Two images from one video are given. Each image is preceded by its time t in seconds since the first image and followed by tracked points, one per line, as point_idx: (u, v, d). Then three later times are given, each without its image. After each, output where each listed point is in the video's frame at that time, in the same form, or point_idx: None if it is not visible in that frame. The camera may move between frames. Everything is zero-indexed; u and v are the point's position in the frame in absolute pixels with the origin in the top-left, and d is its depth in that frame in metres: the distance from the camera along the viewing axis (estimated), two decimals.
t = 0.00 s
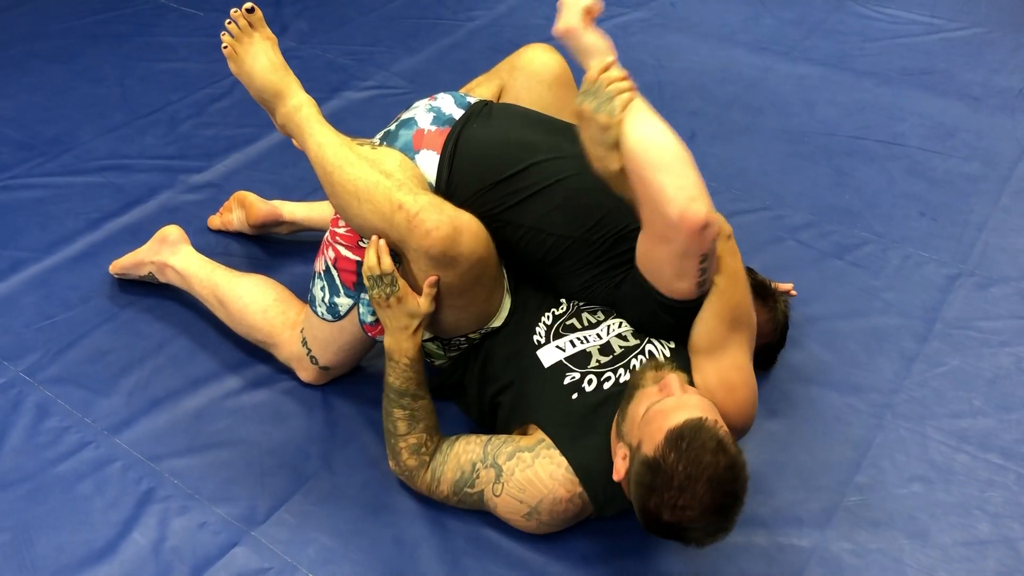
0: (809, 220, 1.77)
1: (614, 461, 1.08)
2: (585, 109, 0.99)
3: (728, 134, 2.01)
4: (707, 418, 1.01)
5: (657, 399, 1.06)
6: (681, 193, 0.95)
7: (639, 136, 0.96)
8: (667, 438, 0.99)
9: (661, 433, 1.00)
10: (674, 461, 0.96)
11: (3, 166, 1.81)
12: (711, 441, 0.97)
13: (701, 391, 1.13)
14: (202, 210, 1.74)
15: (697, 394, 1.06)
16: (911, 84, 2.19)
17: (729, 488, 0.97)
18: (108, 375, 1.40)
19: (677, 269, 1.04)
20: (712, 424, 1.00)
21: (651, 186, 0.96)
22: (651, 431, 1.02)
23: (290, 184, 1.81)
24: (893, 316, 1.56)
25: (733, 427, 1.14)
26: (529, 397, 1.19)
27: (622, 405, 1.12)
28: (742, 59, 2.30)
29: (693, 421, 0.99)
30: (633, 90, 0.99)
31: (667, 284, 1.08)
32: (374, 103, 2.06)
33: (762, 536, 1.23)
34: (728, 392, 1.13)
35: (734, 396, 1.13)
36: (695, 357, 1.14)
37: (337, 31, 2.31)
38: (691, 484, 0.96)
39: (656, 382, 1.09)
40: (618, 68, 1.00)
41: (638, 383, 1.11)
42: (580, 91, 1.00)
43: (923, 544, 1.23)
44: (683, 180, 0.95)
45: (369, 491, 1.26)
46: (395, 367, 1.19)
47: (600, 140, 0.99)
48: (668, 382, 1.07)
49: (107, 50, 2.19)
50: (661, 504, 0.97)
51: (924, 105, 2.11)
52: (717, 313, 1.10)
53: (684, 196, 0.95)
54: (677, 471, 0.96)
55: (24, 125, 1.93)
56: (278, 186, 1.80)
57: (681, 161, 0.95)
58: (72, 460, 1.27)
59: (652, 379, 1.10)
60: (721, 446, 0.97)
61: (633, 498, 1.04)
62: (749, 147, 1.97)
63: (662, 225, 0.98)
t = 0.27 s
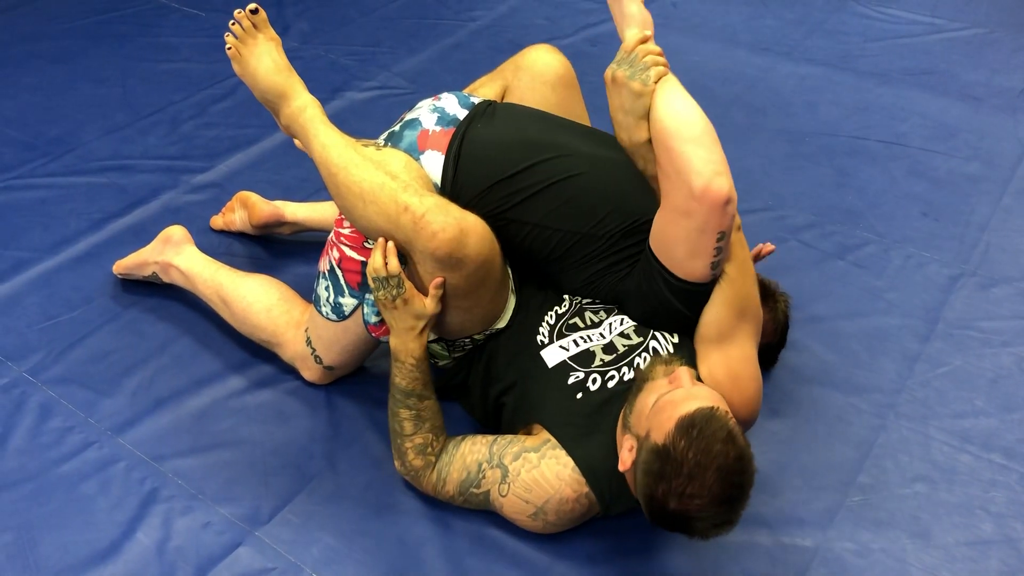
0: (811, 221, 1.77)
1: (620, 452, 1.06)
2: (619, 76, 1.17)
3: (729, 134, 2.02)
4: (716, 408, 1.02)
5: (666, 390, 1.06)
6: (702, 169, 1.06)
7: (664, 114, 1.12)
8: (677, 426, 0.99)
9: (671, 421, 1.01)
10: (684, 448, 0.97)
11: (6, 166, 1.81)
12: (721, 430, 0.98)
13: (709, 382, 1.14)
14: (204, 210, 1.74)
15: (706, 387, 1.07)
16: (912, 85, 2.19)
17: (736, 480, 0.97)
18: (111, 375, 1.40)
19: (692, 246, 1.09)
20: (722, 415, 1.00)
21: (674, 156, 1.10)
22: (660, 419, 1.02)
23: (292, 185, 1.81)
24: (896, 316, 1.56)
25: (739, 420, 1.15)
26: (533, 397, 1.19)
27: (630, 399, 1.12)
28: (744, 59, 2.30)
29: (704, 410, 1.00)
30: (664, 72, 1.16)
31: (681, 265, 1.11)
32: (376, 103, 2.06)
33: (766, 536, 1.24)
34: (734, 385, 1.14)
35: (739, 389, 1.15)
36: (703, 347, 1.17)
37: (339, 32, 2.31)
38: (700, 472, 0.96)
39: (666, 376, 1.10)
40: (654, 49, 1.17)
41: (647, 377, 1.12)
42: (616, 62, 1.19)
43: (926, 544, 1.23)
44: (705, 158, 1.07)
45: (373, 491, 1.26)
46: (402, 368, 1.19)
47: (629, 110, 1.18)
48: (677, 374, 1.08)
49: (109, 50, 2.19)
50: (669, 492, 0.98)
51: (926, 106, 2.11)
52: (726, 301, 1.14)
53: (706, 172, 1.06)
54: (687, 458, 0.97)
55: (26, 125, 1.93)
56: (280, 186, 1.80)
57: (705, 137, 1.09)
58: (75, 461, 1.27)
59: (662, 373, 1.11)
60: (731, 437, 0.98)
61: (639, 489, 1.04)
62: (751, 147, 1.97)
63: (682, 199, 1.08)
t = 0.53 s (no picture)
0: (810, 220, 1.77)
1: (615, 456, 1.08)
2: (634, 67, 1.18)
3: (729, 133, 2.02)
4: (709, 416, 1.01)
5: (660, 396, 1.06)
6: (713, 164, 1.06)
7: (675, 108, 1.13)
8: (670, 434, 0.99)
9: (665, 428, 1.00)
10: (676, 457, 0.97)
11: (5, 166, 1.81)
12: (714, 439, 0.97)
13: (708, 383, 1.15)
14: (204, 210, 1.74)
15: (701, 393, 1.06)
16: (911, 84, 2.19)
17: (729, 489, 0.97)
18: (111, 375, 1.40)
19: (699, 241, 1.08)
20: (715, 423, 0.99)
21: (685, 150, 1.09)
22: (654, 427, 1.02)
23: (291, 185, 1.81)
24: (895, 316, 1.56)
25: (736, 421, 1.16)
26: (529, 398, 1.19)
27: (625, 403, 1.12)
28: (743, 59, 2.30)
29: (697, 419, 0.99)
30: (677, 70, 1.18)
31: (686, 259, 1.10)
32: (376, 103, 2.06)
33: (766, 536, 1.24)
34: (732, 385, 1.15)
35: (737, 390, 1.15)
36: (702, 346, 1.17)
37: (338, 32, 2.31)
38: (692, 481, 0.96)
39: (661, 380, 1.09)
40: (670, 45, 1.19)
41: (642, 380, 1.12)
42: (631, 53, 1.20)
43: (925, 543, 1.23)
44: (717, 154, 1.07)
45: (372, 490, 1.26)
46: (396, 368, 1.19)
47: (642, 101, 1.20)
48: (672, 379, 1.08)
49: (108, 50, 2.20)
50: (661, 500, 0.98)
51: (925, 105, 2.11)
52: (726, 300, 1.14)
53: (717, 167, 1.05)
54: (678, 468, 0.96)
55: (26, 126, 1.93)
56: (280, 186, 1.80)
57: (716, 133, 1.09)
58: (75, 461, 1.27)
59: (657, 378, 1.10)
60: (724, 445, 0.97)
61: (633, 495, 1.04)
62: (751, 147, 1.97)
63: (691, 193, 1.07)
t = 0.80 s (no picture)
0: (809, 219, 1.76)
1: (619, 459, 1.07)
2: (636, 78, 1.18)
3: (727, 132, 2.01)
4: (715, 419, 1.00)
5: (665, 398, 1.05)
6: (728, 167, 1.06)
7: (682, 115, 1.13)
8: (677, 439, 0.98)
9: (671, 432, 1.00)
10: (684, 462, 0.96)
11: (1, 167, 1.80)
12: (721, 442, 0.96)
13: (713, 384, 1.13)
14: (200, 210, 1.74)
15: (706, 395, 1.06)
16: (910, 83, 2.19)
17: (737, 491, 0.96)
18: (106, 376, 1.39)
19: (715, 243, 1.08)
20: (722, 426, 0.99)
21: (697, 154, 1.10)
22: (659, 430, 1.01)
23: (288, 184, 1.81)
24: (894, 315, 1.56)
25: (737, 423, 1.15)
26: (531, 398, 1.19)
27: (627, 403, 1.11)
28: (741, 57, 2.29)
29: (704, 422, 0.99)
30: (679, 75, 1.18)
31: (701, 262, 1.10)
32: (373, 102, 2.05)
33: (764, 536, 1.23)
34: (735, 387, 1.14)
35: (739, 392, 1.14)
36: (707, 345, 1.16)
37: (335, 31, 2.30)
38: (700, 485, 0.95)
39: (664, 381, 1.08)
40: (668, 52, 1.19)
41: (645, 382, 1.10)
42: (630, 64, 1.20)
43: (925, 544, 1.22)
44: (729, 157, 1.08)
45: (369, 492, 1.25)
46: (395, 369, 1.18)
47: (647, 110, 1.19)
48: (677, 381, 1.07)
49: (104, 50, 2.19)
50: (668, 504, 0.98)
51: (924, 103, 2.11)
52: (735, 303, 1.14)
53: (732, 169, 1.06)
54: (686, 473, 0.96)
55: (21, 125, 1.92)
56: (276, 186, 1.80)
57: (725, 136, 1.10)
58: (70, 462, 1.26)
59: (660, 378, 1.09)
60: (731, 448, 0.96)
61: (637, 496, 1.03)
62: (749, 145, 1.97)
63: (707, 196, 1.07)
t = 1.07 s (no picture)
0: (806, 219, 1.76)
1: (618, 459, 1.07)
2: (635, 88, 1.19)
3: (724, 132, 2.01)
4: (715, 419, 1.00)
5: (664, 399, 1.05)
6: (732, 173, 1.07)
7: (683, 122, 1.14)
8: (676, 439, 0.98)
9: (671, 432, 1.00)
10: (683, 462, 0.96)
11: None
12: (721, 443, 0.97)
13: (712, 384, 1.13)
14: (198, 211, 1.74)
15: (705, 395, 1.06)
16: (906, 82, 2.19)
17: (737, 492, 0.97)
18: (105, 377, 1.39)
19: (721, 249, 1.08)
20: (721, 426, 0.99)
21: (702, 162, 1.09)
22: (658, 431, 1.01)
23: (286, 185, 1.81)
24: (891, 314, 1.56)
25: (735, 423, 1.15)
26: (529, 398, 1.19)
27: (626, 403, 1.11)
28: (738, 57, 2.30)
29: (703, 423, 0.99)
30: (678, 82, 1.19)
31: (708, 267, 1.10)
32: (370, 103, 2.05)
33: (763, 536, 1.23)
34: (734, 388, 1.15)
35: (738, 393, 1.15)
36: (707, 346, 1.16)
37: (332, 32, 2.30)
38: (699, 485, 0.96)
39: (664, 382, 1.08)
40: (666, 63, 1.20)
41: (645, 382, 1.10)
42: (629, 75, 1.21)
43: (923, 543, 1.23)
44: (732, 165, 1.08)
45: (367, 493, 1.25)
46: (393, 369, 1.18)
47: (647, 121, 1.19)
48: (676, 382, 1.07)
49: (102, 51, 2.19)
50: (668, 505, 0.98)
51: (921, 103, 2.11)
52: (738, 307, 1.14)
53: (738, 176, 1.06)
54: (684, 473, 0.96)
55: (19, 127, 1.92)
56: (274, 187, 1.80)
57: (726, 143, 1.10)
58: (69, 464, 1.26)
59: (658, 379, 1.09)
60: (731, 448, 0.97)
61: (637, 497, 1.04)
62: (746, 145, 1.97)
63: (712, 203, 1.07)
